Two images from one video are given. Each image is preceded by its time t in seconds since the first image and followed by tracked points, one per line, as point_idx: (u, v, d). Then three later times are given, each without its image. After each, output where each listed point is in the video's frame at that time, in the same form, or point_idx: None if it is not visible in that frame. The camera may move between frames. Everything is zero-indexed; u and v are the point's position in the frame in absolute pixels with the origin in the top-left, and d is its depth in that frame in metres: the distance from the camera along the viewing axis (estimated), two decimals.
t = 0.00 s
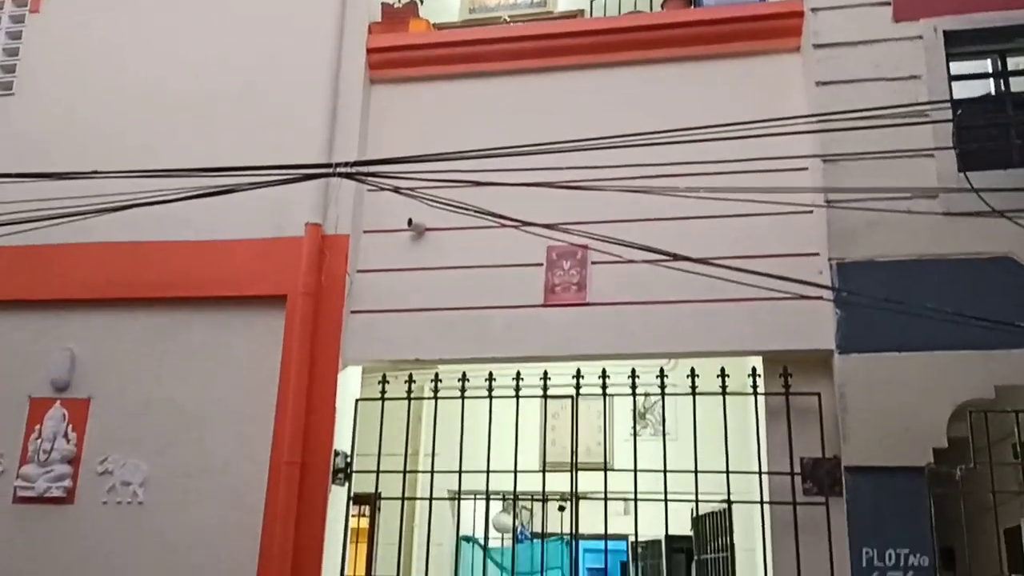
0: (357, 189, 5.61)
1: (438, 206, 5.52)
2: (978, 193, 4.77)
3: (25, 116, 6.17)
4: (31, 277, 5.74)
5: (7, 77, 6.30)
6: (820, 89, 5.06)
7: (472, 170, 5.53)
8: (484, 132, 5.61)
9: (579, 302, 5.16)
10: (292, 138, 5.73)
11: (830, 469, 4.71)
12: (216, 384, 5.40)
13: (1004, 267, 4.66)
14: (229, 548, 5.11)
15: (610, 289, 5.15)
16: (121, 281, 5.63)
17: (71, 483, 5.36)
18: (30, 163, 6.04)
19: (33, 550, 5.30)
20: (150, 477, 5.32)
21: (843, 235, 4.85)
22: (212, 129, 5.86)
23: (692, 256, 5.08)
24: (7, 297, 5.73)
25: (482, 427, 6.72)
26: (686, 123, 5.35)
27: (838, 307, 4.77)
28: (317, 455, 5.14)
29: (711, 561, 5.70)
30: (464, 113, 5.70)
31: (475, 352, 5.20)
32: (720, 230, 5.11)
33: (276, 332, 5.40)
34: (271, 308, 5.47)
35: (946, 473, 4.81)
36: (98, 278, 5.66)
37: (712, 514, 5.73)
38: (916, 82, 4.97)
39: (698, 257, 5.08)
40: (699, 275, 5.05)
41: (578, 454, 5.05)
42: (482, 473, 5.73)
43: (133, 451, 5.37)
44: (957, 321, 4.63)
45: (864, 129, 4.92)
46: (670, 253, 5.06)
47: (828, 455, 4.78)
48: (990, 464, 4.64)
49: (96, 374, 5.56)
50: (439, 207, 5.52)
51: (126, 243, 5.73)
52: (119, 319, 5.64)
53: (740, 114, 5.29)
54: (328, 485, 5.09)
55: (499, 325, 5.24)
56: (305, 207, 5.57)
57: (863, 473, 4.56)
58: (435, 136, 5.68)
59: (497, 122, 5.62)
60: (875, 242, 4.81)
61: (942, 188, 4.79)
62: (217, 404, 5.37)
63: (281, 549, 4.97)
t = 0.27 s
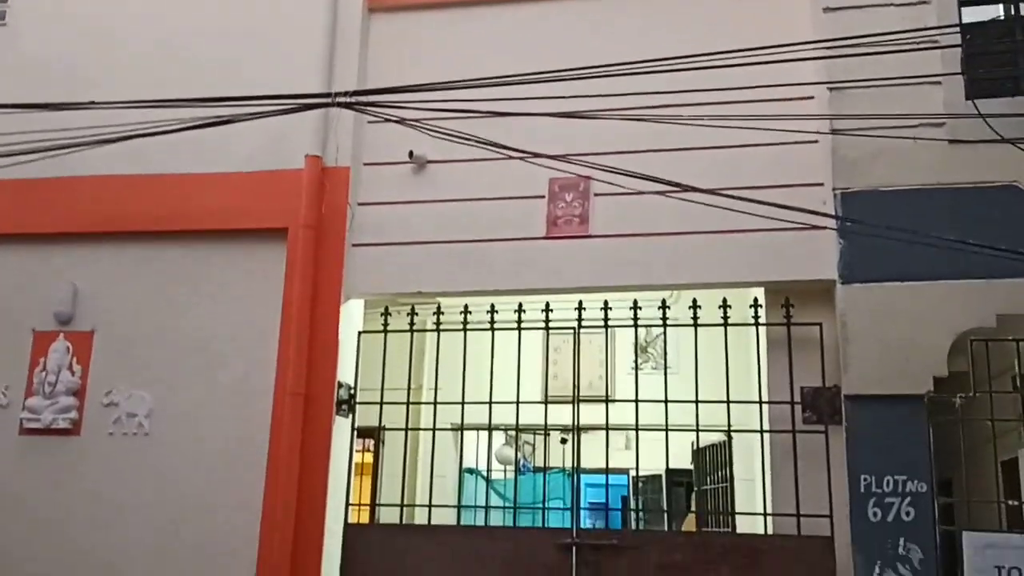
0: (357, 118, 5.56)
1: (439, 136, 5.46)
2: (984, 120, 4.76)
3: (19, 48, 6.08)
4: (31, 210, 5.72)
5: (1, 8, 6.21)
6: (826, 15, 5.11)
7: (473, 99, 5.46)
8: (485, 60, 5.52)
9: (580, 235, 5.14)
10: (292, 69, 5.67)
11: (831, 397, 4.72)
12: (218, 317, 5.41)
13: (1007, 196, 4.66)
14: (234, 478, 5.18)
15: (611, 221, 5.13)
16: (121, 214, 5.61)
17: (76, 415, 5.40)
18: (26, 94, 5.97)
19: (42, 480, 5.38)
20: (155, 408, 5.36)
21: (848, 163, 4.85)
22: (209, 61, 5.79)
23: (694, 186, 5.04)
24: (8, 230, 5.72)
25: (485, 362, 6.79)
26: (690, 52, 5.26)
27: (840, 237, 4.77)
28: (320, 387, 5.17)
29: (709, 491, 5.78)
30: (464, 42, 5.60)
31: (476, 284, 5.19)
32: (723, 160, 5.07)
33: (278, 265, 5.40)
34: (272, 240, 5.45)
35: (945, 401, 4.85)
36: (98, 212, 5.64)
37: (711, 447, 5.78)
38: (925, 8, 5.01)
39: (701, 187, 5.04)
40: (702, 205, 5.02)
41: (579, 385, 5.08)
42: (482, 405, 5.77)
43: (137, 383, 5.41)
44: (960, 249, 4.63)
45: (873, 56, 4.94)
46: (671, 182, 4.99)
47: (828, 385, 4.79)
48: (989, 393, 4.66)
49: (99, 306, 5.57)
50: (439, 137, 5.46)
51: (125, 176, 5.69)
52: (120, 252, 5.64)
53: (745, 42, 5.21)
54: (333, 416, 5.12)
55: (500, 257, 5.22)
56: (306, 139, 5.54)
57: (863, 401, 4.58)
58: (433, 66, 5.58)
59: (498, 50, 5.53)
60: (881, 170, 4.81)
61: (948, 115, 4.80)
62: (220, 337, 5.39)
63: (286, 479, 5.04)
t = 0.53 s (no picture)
0: (357, 74, 5.53)
1: (437, 92, 5.42)
2: (988, 72, 4.72)
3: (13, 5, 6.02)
4: (29, 169, 5.70)
5: None
6: None
7: (472, 55, 5.41)
8: (483, 15, 5.46)
9: (581, 191, 5.11)
10: (289, 25, 5.63)
11: (831, 353, 4.73)
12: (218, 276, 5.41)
13: (1010, 150, 4.63)
14: (236, 435, 5.20)
15: (612, 178, 5.10)
16: (119, 172, 5.58)
17: (77, 373, 5.42)
18: (21, 52, 5.92)
19: (45, 437, 5.41)
20: (156, 366, 5.38)
21: (851, 119, 4.83)
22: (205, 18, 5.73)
23: (695, 142, 5.01)
24: (6, 189, 5.71)
25: (485, 321, 6.82)
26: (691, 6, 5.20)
27: (842, 193, 4.75)
28: (322, 345, 5.18)
29: (710, 449, 5.81)
30: None
31: (476, 241, 5.17)
32: (724, 116, 5.03)
33: (277, 223, 5.38)
34: (271, 197, 5.43)
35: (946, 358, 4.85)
36: (96, 170, 5.61)
37: (712, 406, 5.79)
38: None
39: (702, 142, 5.01)
40: (703, 161, 4.99)
41: (580, 343, 5.07)
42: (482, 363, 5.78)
43: (138, 341, 5.42)
44: (962, 204, 4.62)
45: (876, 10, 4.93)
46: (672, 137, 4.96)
47: (827, 340, 4.80)
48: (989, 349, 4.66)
49: (98, 265, 5.56)
50: (438, 93, 5.42)
51: (122, 134, 5.66)
52: (118, 211, 5.62)
53: None
54: (334, 376, 5.13)
55: (500, 214, 5.20)
56: (304, 95, 5.50)
57: (863, 357, 4.59)
58: (432, 21, 5.52)
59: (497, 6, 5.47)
60: (884, 125, 4.79)
61: (951, 68, 4.75)
62: (220, 295, 5.38)
63: (288, 436, 5.06)
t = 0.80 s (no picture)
0: (353, 42, 5.50)
1: (432, 58, 5.39)
2: (988, 37, 4.69)
3: None
4: (25, 141, 5.68)
5: None
6: None
7: (468, 23, 5.38)
8: None
9: (579, 160, 5.09)
10: None
11: (827, 321, 4.73)
12: (215, 246, 5.40)
13: (1009, 115, 4.62)
14: (236, 404, 5.22)
15: (609, 146, 5.08)
16: (114, 143, 5.56)
17: (76, 345, 5.42)
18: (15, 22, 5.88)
19: (46, 407, 5.42)
20: (155, 337, 5.38)
21: (850, 85, 4.81)
22: None
23: (693, 109, 4.99)
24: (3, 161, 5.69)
25: (484, 291, 6.76)
26: None
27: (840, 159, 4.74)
28: (320, 314, 5.18)
29: (708, 418, 5.83)
30: None
31: (473, 211, 5.16)
32: (722, 83, 5.01)
33: (274, 193, 5.37)
34: (267, 167, 5.41)
35: (946, 323, 4.83)
36: (91, 141, 5.59)
37: (710, 376, 5.79)
38: None
39: (700, 110, 4.99)
40: (700, 128, 4.97)
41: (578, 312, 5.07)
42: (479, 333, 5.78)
43: (136, 312, 5.42)
44: (960, 169, 4.61)
45: None
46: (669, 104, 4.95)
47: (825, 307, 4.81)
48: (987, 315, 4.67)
49: (96, 236, 5.56)
50: (433, 59, 5.39)
51: (118, 105, 5.63)
52: (115, 182, 5.60)
53: None
54: (332, 345, 5.14)
55: (497, 184, 5.18)
56: (300, 64, 5.47)
57: (861, 323, 4.60)
58: None
59: None
60: (883, 91, 4.77)
61: (950, 32, 4.72)
62: (217, 266, 5.38)
63: (287, 405, 5.08)
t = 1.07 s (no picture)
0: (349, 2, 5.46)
1: (429, 16, 5.35)
2: None
3: None
4: (20, 103, 5.65)
5: None
6: None
7: None
8: None
9: (578, 121, 5.07)
10: None
11: (825, 281, 4.76)
12: (212, 209, 5.39)
13: (1009, 74, 4.59)
14: (235, 366, 5.24)
15: (607, 108, 5.06)
16: (110, 106, 5.53)
17: (75, 308, 5.43)
18: None
19: (46, 369, 5.44)
20: (153, 300, 5.39)
21: (849, 45, 4.79)
22: None
23: (692, 70, 4.96)
24: None
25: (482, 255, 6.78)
26: None
27: (839, 118, 4.73)
28: (318, 275, 5.18)
29: (705, 380, 5.85)
30: None
31: (471, 173, 5.15)
32: (721, 44, 4.98)
33: (272, 155, 5.35)
34: (263, 130, 5.39)
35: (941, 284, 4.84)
36: (87, 104, 5.56)
37: (708, 340, 5.80)
38: None
39: (698, 71, 4.96)
40: (699, 88, 4.95)
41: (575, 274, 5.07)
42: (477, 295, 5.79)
43: (135, 275, 5.42)
44: (959, 128, 4.59)
45: None
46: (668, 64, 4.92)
47: (822, 268, 4.82)
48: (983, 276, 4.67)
49: (93, 199, 5.54)
50: (430, 18, 5.35)
51: (113, 67, 5.59)
52: (111, 145, 5.58)
53: None
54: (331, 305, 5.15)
55: (494, 145, 5.16)
56: (296, 24, 5.43)
57: (858, 282, 4.61)
58: None
59: None
60: (883, 50, 4.74)
61: None
62: (215, 229, 5.37)
63: (286, 365, 5.09)
